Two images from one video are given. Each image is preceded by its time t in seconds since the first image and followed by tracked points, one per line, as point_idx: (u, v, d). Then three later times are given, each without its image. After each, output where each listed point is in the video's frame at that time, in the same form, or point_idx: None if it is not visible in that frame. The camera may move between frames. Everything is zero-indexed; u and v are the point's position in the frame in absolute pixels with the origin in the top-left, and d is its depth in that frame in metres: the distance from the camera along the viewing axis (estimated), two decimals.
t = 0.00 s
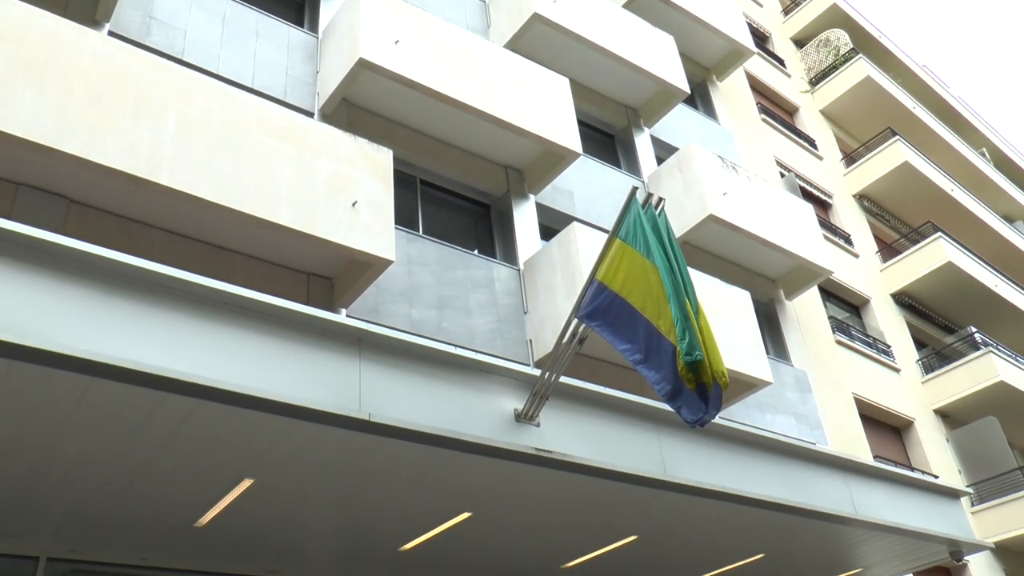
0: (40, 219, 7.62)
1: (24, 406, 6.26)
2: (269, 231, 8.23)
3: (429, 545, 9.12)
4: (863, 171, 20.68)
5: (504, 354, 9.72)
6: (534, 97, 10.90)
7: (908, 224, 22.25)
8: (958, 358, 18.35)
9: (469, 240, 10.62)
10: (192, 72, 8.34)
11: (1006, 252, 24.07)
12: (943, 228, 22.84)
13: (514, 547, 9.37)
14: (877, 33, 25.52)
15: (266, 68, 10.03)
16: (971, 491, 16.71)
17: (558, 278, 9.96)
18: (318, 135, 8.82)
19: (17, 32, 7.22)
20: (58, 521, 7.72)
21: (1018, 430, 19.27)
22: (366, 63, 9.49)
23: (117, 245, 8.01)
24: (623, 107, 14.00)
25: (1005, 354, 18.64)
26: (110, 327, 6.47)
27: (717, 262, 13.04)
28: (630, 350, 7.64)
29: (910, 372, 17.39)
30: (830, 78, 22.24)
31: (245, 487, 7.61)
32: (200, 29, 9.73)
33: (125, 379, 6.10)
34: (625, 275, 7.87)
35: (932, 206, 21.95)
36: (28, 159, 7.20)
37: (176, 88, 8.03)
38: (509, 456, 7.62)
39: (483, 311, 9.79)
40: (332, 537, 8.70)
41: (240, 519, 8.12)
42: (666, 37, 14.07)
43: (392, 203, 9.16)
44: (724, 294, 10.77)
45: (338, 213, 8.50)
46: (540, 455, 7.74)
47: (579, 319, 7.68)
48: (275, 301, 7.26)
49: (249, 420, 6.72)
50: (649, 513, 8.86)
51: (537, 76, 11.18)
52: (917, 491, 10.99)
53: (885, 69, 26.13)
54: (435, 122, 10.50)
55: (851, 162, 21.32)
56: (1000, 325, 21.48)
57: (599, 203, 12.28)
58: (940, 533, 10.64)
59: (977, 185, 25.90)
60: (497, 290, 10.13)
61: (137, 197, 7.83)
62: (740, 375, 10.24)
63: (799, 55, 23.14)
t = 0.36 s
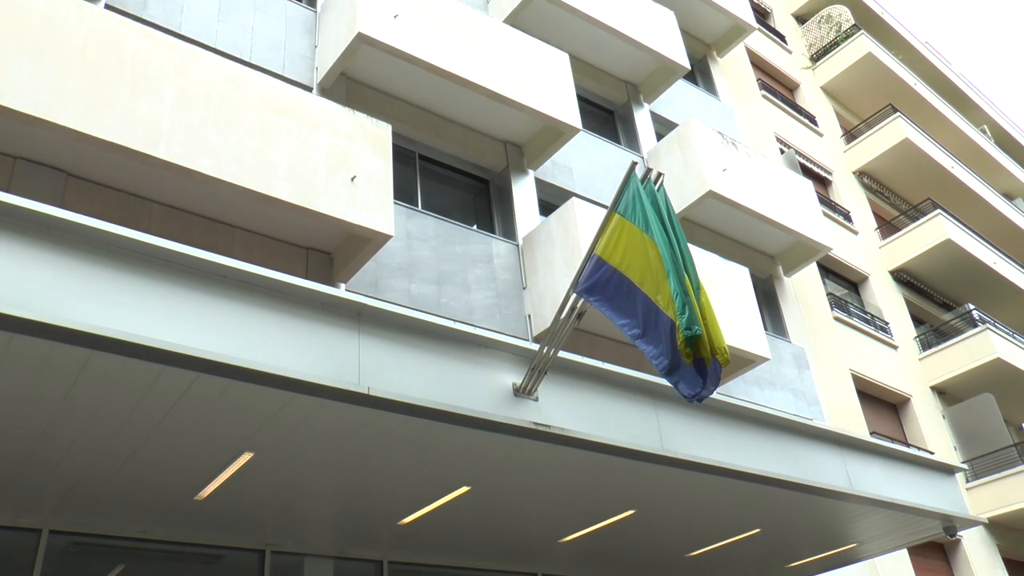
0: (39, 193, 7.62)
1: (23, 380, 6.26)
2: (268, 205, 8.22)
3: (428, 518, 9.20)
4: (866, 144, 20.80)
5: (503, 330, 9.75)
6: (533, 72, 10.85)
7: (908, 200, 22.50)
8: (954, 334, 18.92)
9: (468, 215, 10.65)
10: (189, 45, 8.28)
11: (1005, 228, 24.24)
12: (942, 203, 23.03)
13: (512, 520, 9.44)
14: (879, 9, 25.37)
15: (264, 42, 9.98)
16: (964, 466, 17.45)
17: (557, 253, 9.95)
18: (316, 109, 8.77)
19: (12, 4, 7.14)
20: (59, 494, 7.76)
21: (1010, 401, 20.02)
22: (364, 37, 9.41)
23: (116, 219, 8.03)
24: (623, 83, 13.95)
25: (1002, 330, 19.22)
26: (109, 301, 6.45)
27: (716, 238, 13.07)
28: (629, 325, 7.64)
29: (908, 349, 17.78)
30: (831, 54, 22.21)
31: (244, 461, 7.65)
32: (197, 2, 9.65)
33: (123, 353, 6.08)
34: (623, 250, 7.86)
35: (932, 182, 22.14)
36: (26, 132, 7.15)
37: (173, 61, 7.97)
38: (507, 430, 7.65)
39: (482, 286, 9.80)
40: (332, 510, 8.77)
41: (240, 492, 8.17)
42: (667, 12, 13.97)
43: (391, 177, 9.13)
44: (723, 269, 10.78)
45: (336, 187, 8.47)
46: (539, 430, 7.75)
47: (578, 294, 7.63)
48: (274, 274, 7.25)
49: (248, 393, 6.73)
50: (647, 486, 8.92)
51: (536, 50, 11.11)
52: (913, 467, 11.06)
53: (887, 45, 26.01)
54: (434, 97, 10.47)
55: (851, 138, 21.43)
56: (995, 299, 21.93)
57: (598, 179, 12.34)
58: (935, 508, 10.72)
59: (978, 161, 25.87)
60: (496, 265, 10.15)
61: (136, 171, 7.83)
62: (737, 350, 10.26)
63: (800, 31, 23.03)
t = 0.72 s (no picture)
0: (36, 162, 7.61)
1: (22, 351, 6.25)
2: (266, 175, 8.19)
3: (426, 489, 9.27)
4: (867, 117, 21.05)
5: (501, 302, 9.77)
6: (533, 43, 10.79)
7: (908, 174, 22.75)
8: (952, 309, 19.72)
9: (467, 187, 10.67)
10: (185, 15, 8.22)
11: (1004, 201, 24.32)
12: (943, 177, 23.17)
13: (510, 491, 9.52)
14: None
15: (262, 12, 9.90)
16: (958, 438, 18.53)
17: (556, 224, 9.95)
18: (314, 80, 8.71)
19: None
20: (58, 463, 7.79)
21: (1003, 374, 20.83)
22: (362, 8, 9.34)
23: (114, 189, 8.04)
24: (623, 55, 13.87)
25: (998, 304, 19.98)
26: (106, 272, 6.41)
27: (715, 211, 13.10)
28: (627, 296, 7.65)
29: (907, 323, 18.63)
30: (833, 27, 22.19)
31: (244, 431, 7.69)
32: None
33: (120, 321, 6.03)
34: (622, 221, 7.85)
35: (932, 156, 22.33)
36: (22, 102, 7.10)
37: (169, 31, 7.91)
38: (505, 400, 7.67)
39: (480, 258, 9.81)
40: (331, 481, 8.83)
41: (239, 462, 8.22)
42: None
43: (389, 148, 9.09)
44: (721, 242, 10.78)
45: (334, 158, 8.43)
46: (537, 401, 7.75)
47: (576, 265, 7.66)
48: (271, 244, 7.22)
49: (247, 362, 6.71)
50: (645, 457, 8.98)
51: (536, 21, 11.02)
52: (909, 440, 11.15)
53: (889, 18, 25.85)
54: (432, 68, 10.43)
55: (852, 112, 21.70)
56: (989, 271, 22.44)
57: (597, 151, 12.39)
58: (929, 480, 10.81)
59: (979, 135, 25.80)
60: (495, 237, 10.17)
61: (133, 141, 7.80)
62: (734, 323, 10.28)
63: (802, 4, 22.89)
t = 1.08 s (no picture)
0: (33, 133, 7.61)
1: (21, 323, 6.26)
2: (265, 147, 8.17)
3: (425, 461, 9.34)
4: (866, 92, 21.10)
5: (500, 274, 9.79)
6: (532, 14, 10.73)
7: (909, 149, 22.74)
8: (951, 283, 19.84)
9: (466, 159, 10.66)
10: None
11: (1004, 175, 24.29)
12: (943, 151, 23.11)
13: (508, 463, 9.59)
14: None
15: None
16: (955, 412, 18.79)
17: (556, 196, 9.94)
18: (312, 52, 8.64)
19: None
20: (59, 435, 7.83)
21: (1002, 349, 20.94)
22: None
23: (111, 160, 8.04)
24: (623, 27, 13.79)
25: (997, 279, 20.05)
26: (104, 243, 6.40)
27: (714, 185, 13.09)
28: (626, 269, 7.66)
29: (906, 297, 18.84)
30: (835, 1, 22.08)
31: (243, 403, 7.73)
32: None
33: (119, 294, 6.02)
34: (621, 194, 7.85)
35: (933, 130, 22.31)
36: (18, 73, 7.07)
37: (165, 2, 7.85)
38: (504, 372, 7.68)
39: (479, 230, 9.82)
40: (330, 452, 8.89)
41: (239, 434, 8.26)
42: None
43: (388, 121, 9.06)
44: (721, 215, 10.78)
45: (333, 130, 8.41)
46: (536, 373, 7.77)
47: (574, 238, 7.69)
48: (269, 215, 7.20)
49: (247, 334, 6.70)
50: (644, 430, 9.03)
51: None
52: (907, 414, 11.20)
53: None
54: (431, 40, 10.38)
55: (853, 86, 21.71)
56: (989, 245, 22.48)
57: (597, 124, 12.38)
58: (924, 453, 10.87)
59: (980, 109, 25.72)
60: (494, 210, 10.17)
61: (131, 112, 7.78)
62: (732, 296, 10.29)
63: None
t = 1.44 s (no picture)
0: (31, 104, 7.58)
1: (21, 295, 6.26)
2: (264, 120, 8.13)
3: (425, 434, 9.40)
4: (868, 67, 21.04)
5: (499, 248, 9.80)
6: None
7: (911, 124, 22.70)
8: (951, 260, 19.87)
9: (465, 133, 10.64)
10: None
11: (1005, 152, 24.24)
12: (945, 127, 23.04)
13: (507, 436, 9.64)
14: None
15: None
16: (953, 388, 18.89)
17: (556, 170, 9.92)
18: (311, 25, 8.55)
19: None
20: (59, 406, 7.86)
21: (1000, 325, 21.02)
22: None
23: (110, 132, 8.02)
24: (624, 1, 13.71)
25: (997, 255, 20.09)
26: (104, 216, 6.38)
27: (714, 159, 13.07)
28: (626, 243, 7.63)
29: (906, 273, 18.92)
30: None
31: (244, 375, 7.76)
32: None
33: (120, 266, 6.01)
34: (621, 168, 7.81)
35: (936, 106, 22.23)
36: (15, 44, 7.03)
37: None
38: (504, 346, 7.70)
39: (478, 204, 9.82)
40: (331, 425, 8.94)
41: (240, 406, 8.30)
42: None
43: (387, 94, 9.01)
44: (721, 189, 10.77)
45: (332, 103, 8.36)
46: (535, 346, 7.79)
47: (574, 211, 7.70)
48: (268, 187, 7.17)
49: (247, 306, 6.70)
50: (642, 403, 9.08)
51: None
52: (905, 388, 11.24)
53: None
54: (431, 13, 10.32)
55: (855, 61, 21.64)
56: (988, 222, 22.50)
57: (597, 98, 12.36)
58: (921, 428, 10.94)
59: (982, 85, 25.63)
60: (494, 184, 10.17)
61: (129, 84, 7.75)
62: (732, 271, 10.30)
63: None
